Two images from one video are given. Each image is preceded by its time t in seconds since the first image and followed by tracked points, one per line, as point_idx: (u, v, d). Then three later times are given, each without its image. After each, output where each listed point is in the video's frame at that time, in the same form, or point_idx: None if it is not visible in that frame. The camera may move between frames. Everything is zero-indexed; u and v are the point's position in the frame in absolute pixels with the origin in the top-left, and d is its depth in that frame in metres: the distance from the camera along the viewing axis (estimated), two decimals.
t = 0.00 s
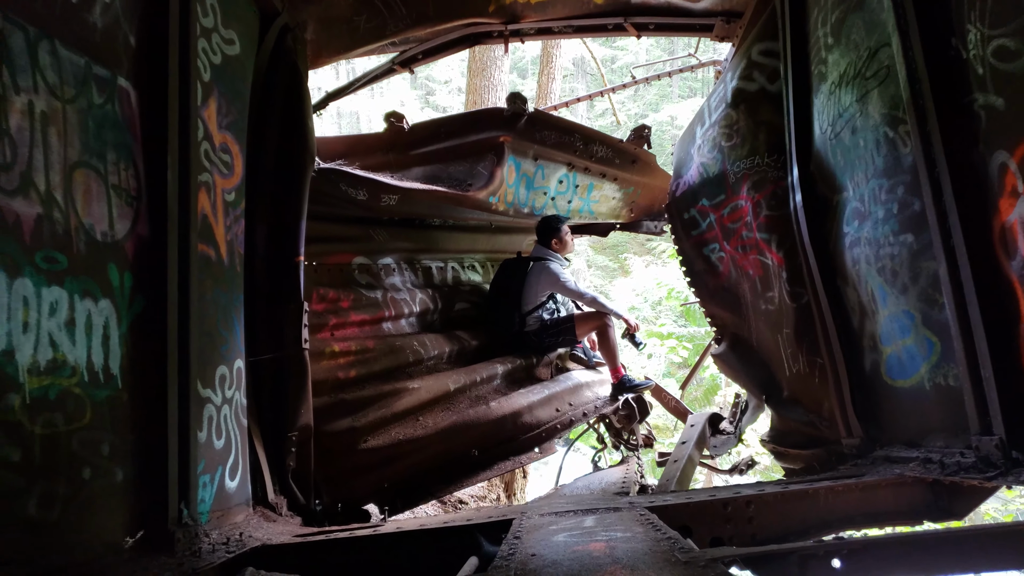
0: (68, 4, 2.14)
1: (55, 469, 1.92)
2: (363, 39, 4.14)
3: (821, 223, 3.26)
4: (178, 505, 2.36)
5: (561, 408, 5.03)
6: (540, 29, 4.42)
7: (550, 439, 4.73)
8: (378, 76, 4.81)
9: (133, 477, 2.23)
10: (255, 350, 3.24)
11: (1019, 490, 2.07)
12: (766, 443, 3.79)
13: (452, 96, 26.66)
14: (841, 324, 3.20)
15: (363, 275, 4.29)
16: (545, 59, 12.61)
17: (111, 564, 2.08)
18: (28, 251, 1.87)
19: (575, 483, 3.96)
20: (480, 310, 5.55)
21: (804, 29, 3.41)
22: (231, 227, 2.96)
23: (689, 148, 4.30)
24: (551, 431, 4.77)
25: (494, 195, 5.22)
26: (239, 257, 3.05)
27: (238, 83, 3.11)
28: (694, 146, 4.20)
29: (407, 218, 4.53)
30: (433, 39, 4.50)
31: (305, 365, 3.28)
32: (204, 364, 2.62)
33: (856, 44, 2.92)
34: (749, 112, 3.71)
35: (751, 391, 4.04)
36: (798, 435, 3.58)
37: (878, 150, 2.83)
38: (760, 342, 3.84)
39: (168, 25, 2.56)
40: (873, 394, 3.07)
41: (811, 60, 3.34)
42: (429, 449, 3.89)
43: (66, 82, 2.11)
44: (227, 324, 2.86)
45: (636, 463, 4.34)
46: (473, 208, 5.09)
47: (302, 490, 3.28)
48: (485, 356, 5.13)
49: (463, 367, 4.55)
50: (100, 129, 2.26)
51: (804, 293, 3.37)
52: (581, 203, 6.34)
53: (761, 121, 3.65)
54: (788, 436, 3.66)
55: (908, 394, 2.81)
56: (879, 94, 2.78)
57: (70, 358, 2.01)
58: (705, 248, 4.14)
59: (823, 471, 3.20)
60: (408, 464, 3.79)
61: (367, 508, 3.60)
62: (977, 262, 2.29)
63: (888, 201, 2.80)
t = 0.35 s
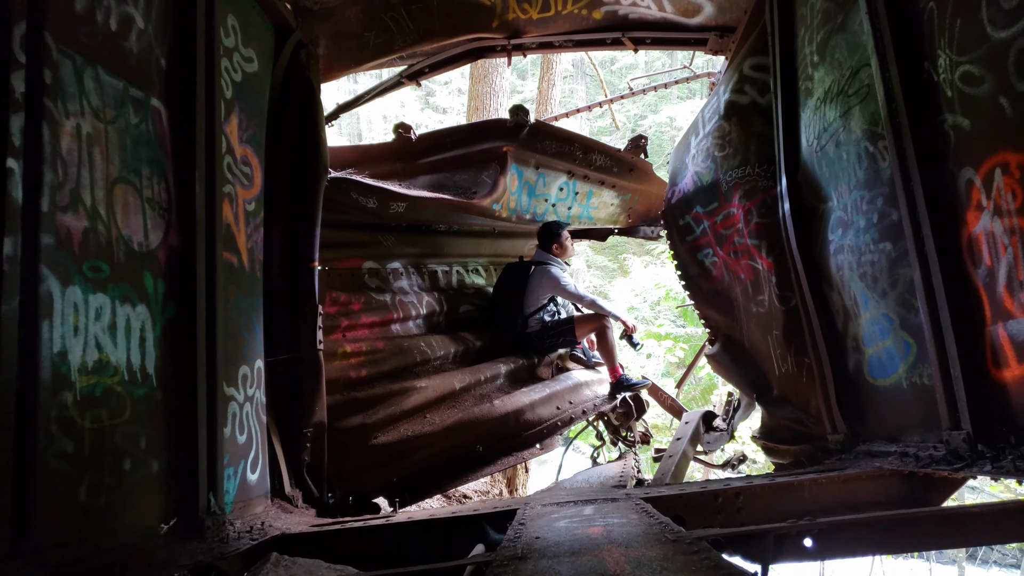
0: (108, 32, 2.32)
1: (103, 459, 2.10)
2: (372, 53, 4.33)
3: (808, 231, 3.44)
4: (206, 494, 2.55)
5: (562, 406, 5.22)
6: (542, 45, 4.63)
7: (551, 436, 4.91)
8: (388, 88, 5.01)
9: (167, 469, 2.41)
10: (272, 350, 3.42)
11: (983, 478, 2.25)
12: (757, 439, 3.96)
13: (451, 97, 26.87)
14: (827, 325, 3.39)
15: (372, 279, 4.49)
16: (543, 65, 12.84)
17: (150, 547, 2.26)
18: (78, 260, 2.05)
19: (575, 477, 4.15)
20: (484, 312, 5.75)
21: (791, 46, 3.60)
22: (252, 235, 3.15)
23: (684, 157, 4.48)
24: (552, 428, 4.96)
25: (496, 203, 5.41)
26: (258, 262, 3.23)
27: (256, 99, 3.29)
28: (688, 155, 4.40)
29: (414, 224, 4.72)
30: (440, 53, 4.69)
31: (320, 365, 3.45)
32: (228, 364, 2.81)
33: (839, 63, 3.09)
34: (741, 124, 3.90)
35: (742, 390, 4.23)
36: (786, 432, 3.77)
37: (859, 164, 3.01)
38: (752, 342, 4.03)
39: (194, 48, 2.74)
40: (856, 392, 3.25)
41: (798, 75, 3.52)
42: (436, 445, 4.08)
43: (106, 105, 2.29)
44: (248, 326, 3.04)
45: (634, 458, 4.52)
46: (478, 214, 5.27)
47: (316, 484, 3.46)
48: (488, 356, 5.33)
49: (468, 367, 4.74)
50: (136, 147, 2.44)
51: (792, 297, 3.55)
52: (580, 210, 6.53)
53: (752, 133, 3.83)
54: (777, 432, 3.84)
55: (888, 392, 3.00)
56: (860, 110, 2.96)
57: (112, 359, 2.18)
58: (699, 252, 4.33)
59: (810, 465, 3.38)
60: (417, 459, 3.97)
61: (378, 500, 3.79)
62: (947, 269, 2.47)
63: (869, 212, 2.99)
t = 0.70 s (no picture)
0: (138, 56, 2.49)
1: (136, 454, 2.26)
2: (379, 66, 4.50)
3: (795, 239, 3.61)
4: (227, 488, 2.71)
5: (561, 406, 5.39)
6: (542, 58, 4.81)
7: (551, 435, 5.08)
8: (395, 100, 5.17)
9: (191, 464, 2.57)
10: (285, 353, 3.58)
11: (953, 472, 2.41)
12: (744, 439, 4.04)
13: (451, 100, 27.08)
14: (814, 329, 3.55)
15: (379, 283, 4.66)
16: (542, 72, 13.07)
17: (178, 537, 2.42)
18: (114, 270, 2.22)
19: (574, 474, 4.33)
20: (485, 314, 5.94)
21: (780, 63, 3.77)
22: (267, 243, 3.31)
23: (679, 167, 4.65)
24: (551, 427, 5.13)
25: (498, 210, 5.60)
26: (273, 269, 3.40)
27: (270, 113, 3.46)
28: (683, 165, 4.57)
29: (418, 230, 4.89)
30: (445, 65, 4.86)
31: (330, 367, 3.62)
32: (246, 366, 2.97)
33: (825, 80, 3.26)
34: (733, 136, 4.07)
35: (735, 391, 4.40)
36: (776, 431, 3.94)
37: (843, 176, 3.18)
38: (743, 345, 4.20)
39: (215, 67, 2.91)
40: (840, 393, 3.42)
41: (787, 90, 3.68)
42: (441, 444, 4.25)
43: (137, 124, 2.46)
44: (263, 330, 3.21)
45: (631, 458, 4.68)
46: (480, 221, 5.46)
47: (326, 480, 3.61)
48: (489, 358, 5.50)
49: (470, 368, 4.91)
50: (163, 163, 2.61)
51: (781, 301, 3.72)
52: (579, 216, 6.71)
53: (743, 144, 4.00)
54: (767, 431, 4.02)
55: (869, 393, 3.16)
56: (843, 126, 3.13)
57: (143, 361, 2.35)
58: (693, 258, 4.51)
59: (797, 462, 3.56)
60: (423, 457, 4.14)
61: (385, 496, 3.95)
62: (922, 277, 2.64)
63: (852, 222, 3.15)
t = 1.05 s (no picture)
0: (168, 80, 2.65)
1: (170, 454, 2.42)
2: (389, 80, 4.67)
3: (788, 248, 3.77)
4: (250, 485, 2.87)
5: (563, 407, 5.56)
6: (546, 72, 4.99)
7: (554, 435, 5.25)
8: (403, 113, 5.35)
9: (218, 462, 2.73)
10: (301, 356, 3.74)
11: (933, 470, 2.57)
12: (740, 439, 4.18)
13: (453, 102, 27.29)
14: (806, 334, 3.72)
15: (389, 289, 4.83)
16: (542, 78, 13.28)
17: (208, 530, 2.59)
18: (150, 282, 2.38)
19: (576, 473, 4.50)
20: (490, 318, 6.11)
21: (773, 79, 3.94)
22: (285, 253, 3.48)
23: (678, 176, 4.82)
24: (554, 428, 5.29)
25: (503, 218, 5.78)
26: (290, 277, 3.56)
27: (287, 128, 3.63)
28: (681, 175, 4.74)
29: (426, 238, 5.06)
30: (452, 79, 5.03)
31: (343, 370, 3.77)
32: (267, 370, 3.14)
33: (816, 97, 3.42)
34: (730, 148, 4.23)
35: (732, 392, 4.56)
36: (771, 431, 4.10)
37: (833, 190, 3.34)
38: (740, 349, 4.37)
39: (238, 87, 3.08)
40: (830, 395, 3.58)
41: (781, 104, 3.84)
42: (449, 443, 4.41)
43: (168, 144, 2.62)
44: (282, 335, 3.37)
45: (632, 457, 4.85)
46: (485, 229, 5.63)
47: (339, 478, 3.77)
48: (494, 362, 5.68)
49: (476, 371, 5.08)
50: (191, 179, 2.77)
51: (776, 307, 3.89)
52: (581, 223, 6.89)
53: (739, 156, 4.16)
54: (763, 431, 4.18)
55: (858, 396, 3.33)
56: (833, 142, 3.29)
57: (175, 367, 2.51)
58: (692, 265, 4.68)
59: (790, 461, 3.72)
60: (432, 456, 4.30)
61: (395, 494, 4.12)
62: (905, 286, 2.80)
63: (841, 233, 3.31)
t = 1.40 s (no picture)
0: (191, 103, 2.83)
1: (194, 455, 2.60)
2: (394, 94, 4.86)
3: (776, 257, 3.95)
4: (266, 483, 3.05)
5: (562, 409, 5.74)
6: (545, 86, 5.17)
7: (553, 436, 5.43)
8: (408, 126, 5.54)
9: (236, 462, 2.91)
10: (311, 360, 3.92)
11: (907, 468, 2.74)
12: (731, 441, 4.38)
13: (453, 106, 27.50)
14: (793, 339, 3.90)
15: (394, 295, 5.03)
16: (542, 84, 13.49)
17: (228, 525, 2.77)
18: (176, 294, 2.56)
19: (573, 471, 4.69)
20: (489, 324, 6.34)
21: (762, 96, 4.12)
22: (297, 263, 3.66)
23: (672, 187, 5.02)
24: (553, 429, 5.48)
25: (504, 227, 5.97)
26: (301, 285, 3.74)
27: (299, 144, 3.81)
28: (675, 186, 4.93)
29: (430, 246, 5.24)
30: (455, 94, 5.22)
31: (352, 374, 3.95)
32: (280, 374, 3.32)
33: (802, 115, 3.60)
34: (720, 160, 4.41)
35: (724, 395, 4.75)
36: (760, 432, 4.29)
37: (816, 203, 3.52)
38: (730, 353, 4.56)
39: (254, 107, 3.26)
40: (815, 397, 3.77)
41: (769, 119, 4.01)
42: (452, 444, 4.59)
43: (191, 164, 2.80)
44: (295, 341, 3.55)
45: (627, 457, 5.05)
46: (487, 237, 5.82)
47: (347, 477, 3.94)
48: (494, 365, 5.86)
49: (477, 374, 5.26)
50: (211, 196, 2.94)
51: (764, 313, 4.07)
52: (579, 231, 7.08)
53: (729, 168, 4.35)
54: (752, 432, 4.38)
55: (841, 398, 3.51)
56: (816, 158, 3.46)
57: (198, 373, 2.69)
58: (684, 273, 4.88)
59: (778, 461, 3.91)
60: (436, 456, 4.48)
61: (401, 492, 4.29)
62: (882, 295, 2.98)
63: (825, 244, 3.49)
